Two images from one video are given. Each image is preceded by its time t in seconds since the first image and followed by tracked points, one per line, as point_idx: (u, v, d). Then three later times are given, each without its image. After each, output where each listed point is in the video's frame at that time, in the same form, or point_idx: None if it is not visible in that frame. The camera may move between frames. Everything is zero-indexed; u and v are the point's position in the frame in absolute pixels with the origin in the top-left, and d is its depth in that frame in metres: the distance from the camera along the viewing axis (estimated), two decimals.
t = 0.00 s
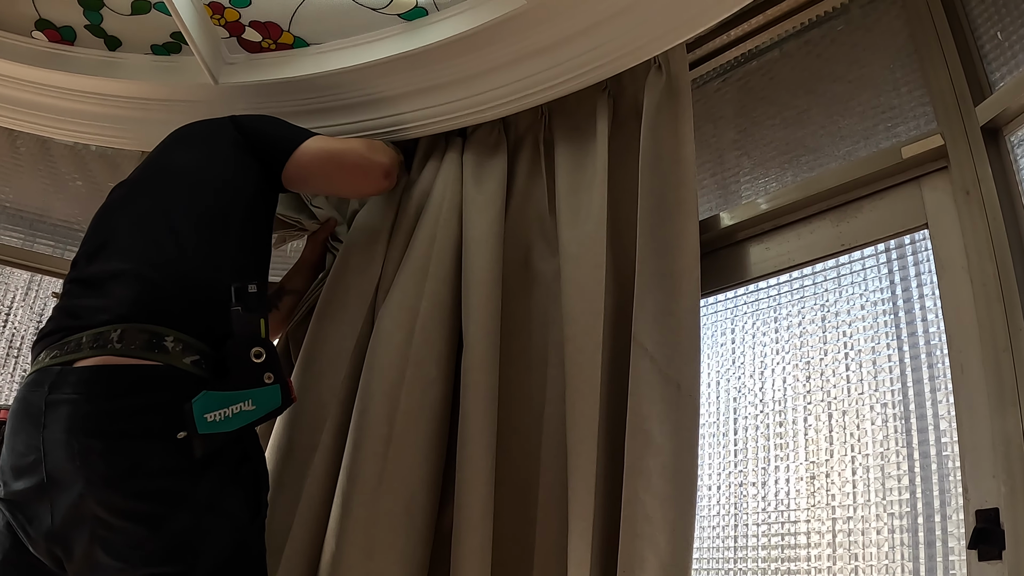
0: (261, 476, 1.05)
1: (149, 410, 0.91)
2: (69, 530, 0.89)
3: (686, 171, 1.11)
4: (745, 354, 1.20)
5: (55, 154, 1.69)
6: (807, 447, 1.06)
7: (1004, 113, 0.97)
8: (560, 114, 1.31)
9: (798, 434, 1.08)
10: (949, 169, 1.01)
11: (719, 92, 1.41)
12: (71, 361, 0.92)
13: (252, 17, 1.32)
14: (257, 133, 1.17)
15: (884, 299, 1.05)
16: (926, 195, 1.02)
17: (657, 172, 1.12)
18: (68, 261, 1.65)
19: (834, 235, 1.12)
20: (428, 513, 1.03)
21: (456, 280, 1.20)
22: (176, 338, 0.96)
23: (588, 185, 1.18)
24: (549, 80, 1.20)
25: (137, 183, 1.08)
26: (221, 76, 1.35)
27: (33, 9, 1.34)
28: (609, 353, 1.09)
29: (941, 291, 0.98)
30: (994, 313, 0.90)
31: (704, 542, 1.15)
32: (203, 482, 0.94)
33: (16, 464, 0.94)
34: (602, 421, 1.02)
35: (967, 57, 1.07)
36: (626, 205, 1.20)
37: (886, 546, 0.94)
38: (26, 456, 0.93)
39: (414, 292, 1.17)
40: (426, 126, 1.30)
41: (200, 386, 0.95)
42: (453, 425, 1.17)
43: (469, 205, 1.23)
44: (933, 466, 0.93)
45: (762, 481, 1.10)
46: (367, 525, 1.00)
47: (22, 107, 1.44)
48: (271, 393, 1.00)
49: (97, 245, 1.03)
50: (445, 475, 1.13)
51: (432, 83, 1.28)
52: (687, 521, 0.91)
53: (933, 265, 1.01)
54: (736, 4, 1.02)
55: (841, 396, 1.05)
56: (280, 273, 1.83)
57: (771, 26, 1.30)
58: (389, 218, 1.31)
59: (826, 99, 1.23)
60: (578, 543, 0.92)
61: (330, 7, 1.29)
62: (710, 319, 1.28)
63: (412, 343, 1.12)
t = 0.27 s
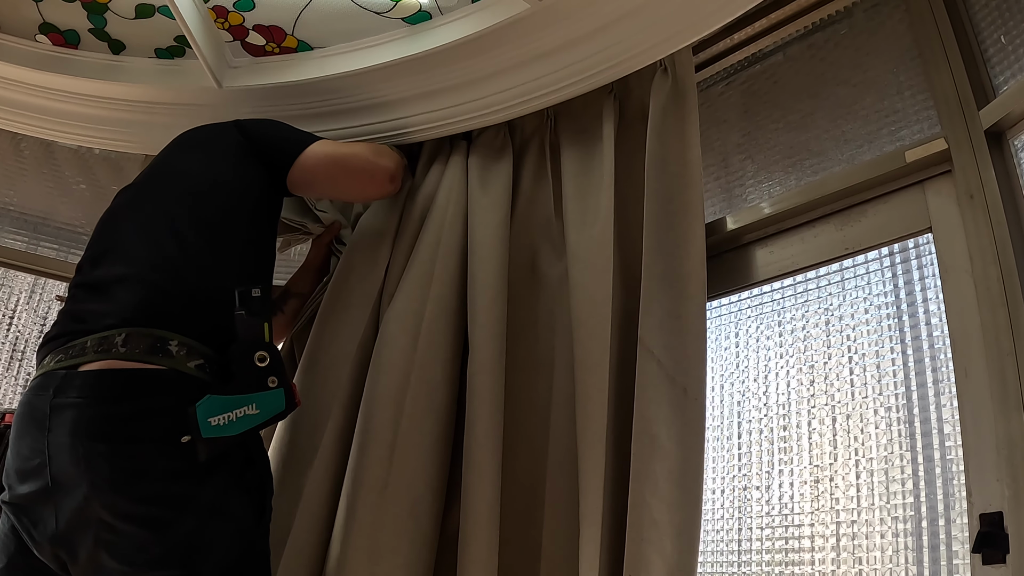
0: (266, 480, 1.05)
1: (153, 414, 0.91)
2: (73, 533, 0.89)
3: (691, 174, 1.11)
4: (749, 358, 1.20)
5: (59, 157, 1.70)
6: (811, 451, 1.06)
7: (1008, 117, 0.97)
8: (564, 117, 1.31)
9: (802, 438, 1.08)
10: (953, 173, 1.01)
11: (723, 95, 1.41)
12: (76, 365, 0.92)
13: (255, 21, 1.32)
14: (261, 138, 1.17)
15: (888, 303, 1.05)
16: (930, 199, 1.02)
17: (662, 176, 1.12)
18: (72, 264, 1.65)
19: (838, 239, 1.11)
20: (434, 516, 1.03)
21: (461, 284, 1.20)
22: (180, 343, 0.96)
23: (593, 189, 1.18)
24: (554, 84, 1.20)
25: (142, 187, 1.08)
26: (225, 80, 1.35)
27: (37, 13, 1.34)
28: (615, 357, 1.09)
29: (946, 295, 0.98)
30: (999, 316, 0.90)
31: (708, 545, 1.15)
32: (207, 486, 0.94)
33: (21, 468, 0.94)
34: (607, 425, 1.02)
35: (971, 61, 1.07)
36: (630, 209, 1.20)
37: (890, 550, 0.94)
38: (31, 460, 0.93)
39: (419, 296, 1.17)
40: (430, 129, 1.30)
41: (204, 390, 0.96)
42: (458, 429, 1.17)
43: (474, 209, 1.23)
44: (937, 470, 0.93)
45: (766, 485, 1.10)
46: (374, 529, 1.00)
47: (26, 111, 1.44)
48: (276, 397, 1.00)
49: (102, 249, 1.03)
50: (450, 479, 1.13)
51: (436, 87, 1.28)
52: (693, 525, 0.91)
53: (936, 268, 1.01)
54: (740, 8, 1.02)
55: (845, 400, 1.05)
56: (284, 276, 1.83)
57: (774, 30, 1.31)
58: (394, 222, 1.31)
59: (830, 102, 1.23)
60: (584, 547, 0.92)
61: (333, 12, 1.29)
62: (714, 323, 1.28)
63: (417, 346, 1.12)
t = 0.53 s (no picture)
0: (269, 483, 1.05)
1: (157, 417, 0.91)
2: (76, 535, 0.89)
3: (694, 178, 1.11)
4: (751, 361, 1.20)
5: (62, 159, 1.71)
6: (813, 454, 1.07)
7: (1011, 121, 0.97)
8: (567, 120, 1.31)
9: (804, 441, 1.08)
10: (955, 177, 1.01)
11: (725, 99, 1.41)
12: (80, 368, 0.92)
13: (258, 23, 1.32)
14: (264, 139, 1.17)
15: (890, 306, 1.05)
16: (933, 203, 1.03)
17: (665, 179, 1.12)
18: (74, 266, 1.65)
19: (840, 243, 1.12)
20: (437, 519, 1.04)
21: (464, 286, 1.20)
22: (183, 345, 0.96)
23: (596, 192, 1.18)
24: (557, 87, 1.20)
25: (145, 190, 1.08)
26: (227, 82, 1.35)
27: (41, 15, 1.34)
28: (617, 360, 1.10)
29: (948, 298, 0.98)
30: (1001, 320, 0.91)
31: (710, 548, 1.15)
32: (210, 489, 0.95)
33: (24, 471, 0.94)
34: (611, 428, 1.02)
35: (973, 65, 1.07)
36: (633, 212, 1.20)
37: (893, 553, 0.94)
38: (34, 462, 0.93)
39: (423, 299, 1.17)
40: (434, 132, 1.30)
41: (207, 393, 0.96)
42: (461, 431, 1.17)
43: (477, 212, 1.23)
44: (940, 473, 0.93)
45: (769, 488, 1.10)
46: (377, 532, 1.00)
47: (30, 112, 1.44)
48: (279, 399, 1.00)
49: (105, 252, 1.04)
50: (453, 482, 1.13)
51: (438, 90, 1.28)
52: (696, 529, 0.91)
53: (939, 271, 1.01)
54: (743, 11, 1.02)
55: (848, 404, 1.05)
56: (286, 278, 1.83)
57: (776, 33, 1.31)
58: (397, 225, 1.31)
59: (832, 105, 1.23)
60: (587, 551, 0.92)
61: (336, 15, 1.30)
62: (716, 326, 1.28)
63: (420, 350, 1.13)
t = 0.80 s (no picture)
0: (269, 483, 1.05)
1: (157, 417, 0.91)
2: (76, 536, 0.89)
3: (694, 178, 1.11)
4: (750, 362, 1.20)
5: (62, 159, 1.71)
6: (812, 454, 1.07)
7: (1010, 122, 0.97)
8: (566, 121, 1.31)
9: (803, 442, 1.08)
10: (954, 178, 1.01)
11: (725, 99, 1.41)
12: (80, 368, 0.92)
13: (258, 24, 1.32)
14: (262, 139, 1.17)
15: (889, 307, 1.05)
16: (932, 203, 1.03)
17: (665, 179, 1.12)
18: (73, 266, 1.65)
19: (840, 244, 1.12)
20: (437, 520, 1.04)
21: (463, 287, 1.20)
22: (183, 346, 0.96)
23: (596, 192, 1.18)
24: (557, 87, 1.20)
25: (143, 189, 1.08)
26: (227, 83, 1.35)
27: (40, 15, 1.34)
28: (617, 360, 1.10)
29: (947, 298, 0.98)
30: (1000, 321, 0.91)
31: (710, 549, 1.16)
32: (211, 489, 0.95)
33: (24, 471, 0.94)
34: (611, 429, 1.02)
35: (972, 66, 1.07)
36: (633, 213, 1.20)
37: (892, 554, 0.95)
38: (34, 463, 0.93)
39: (422, 299, 1.17)
40: (433, 133, 1.30)
41: (207, 394, 0.96)
42: (461, 432, 1.18)
43: (477, 212, 1.23)
44: (939, 474, 0.93)
45: (768, 489, 1.11)
46: (378, 532, 1.00)
47: (29, 112, 1.44)
48: (280, 400, 1.00)
49: (103, 252, 1.04)
50: (453, 482, 1.13)
51: (437, 90, 1.28)
52: (696, 529, 0.91)
53: (938, 272, 1.01)
54: (743, 12, 1.02)
55: (846, 404, 1.05)
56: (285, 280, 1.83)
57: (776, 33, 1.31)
58: (396, 225, 1.31)
59: (832, 106, 1.23)
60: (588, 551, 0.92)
61: (335, 15, 1.30)
62: (715, 326, 1.28)
63: (421, 350, 1.13)
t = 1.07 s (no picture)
0: (265, 484, 1.05)
1: (152, 417, 0.91)
2: (71, 536, 0.89)
3: (691, 179, 1.11)
4: (746, 362, 1.20)
5: (59, 160, 1.70)
6: (809, 455, 1.06)
7: (1006, 121, 0.97)
8: (563, 122, 1.31)
9: (799, 442, 1.08)
10: (950, 178, 1.01)
11: (721, 100, 1.41)
12: (74, 368, 0.92)
13: (254, 24, 1.32)
14: (257, 138, 1.17)
15: (885, 307, 1.05)
16: (928, 203, 1.03)
17: (663, 179, 1.12)
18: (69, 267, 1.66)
19: (836, 244, 1.12)
20: (433, 520, 1.03)
21: (460, 287, 1.20)
22: (178, 346, 0.96)
23: (593, 193, 1.18)
24: (554, 87, 1.20)
25: (138, 189, 1.08)
26: (224, 83, 1.35)
27: (37, 16, 1.34)
28: (614, 360, 1.09)
29: (943, 298, 0.98)
30: (997, 321, 0.91)
31: (706, 550, 1.15)
32: (207, 489, 0.95)
33: (19, 471, 0.94)
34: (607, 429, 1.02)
35: (969, 66, 1.07)
36: (630, 213, 1.20)
37: (888, 554, 0.94)
38: (29, 463, 0.93)
39: (419, 299, 1.17)
40: (429, 134, 1.30)
41: (202, 394, 0.96)
42: (458, 432, 1.17)
43: (474, 213, 1.23)
44: (935, 474, 0.93)
45: (764, 489, 1.10)
46: (373, 533, 1.00)
47: (26, 113, 1.44)
48: (274, 400, 1.00)
49: (98, 253, 1.03)
50: (450, 483, 1.13)
51: (434, 91, 1.28)
52: (693, 530, 0.91)
53: (934, 272, 1.01)
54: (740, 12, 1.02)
55: (842, 404, 1.05)
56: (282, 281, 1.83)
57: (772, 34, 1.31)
58: (394, 225, 1.31)
59: (828, 106, 1.23)
60: (584, 552, 0.92)
61: (332, 16, 1.29)
62: (712, 327, 1.28)
63: (417, 351, 1.12)
